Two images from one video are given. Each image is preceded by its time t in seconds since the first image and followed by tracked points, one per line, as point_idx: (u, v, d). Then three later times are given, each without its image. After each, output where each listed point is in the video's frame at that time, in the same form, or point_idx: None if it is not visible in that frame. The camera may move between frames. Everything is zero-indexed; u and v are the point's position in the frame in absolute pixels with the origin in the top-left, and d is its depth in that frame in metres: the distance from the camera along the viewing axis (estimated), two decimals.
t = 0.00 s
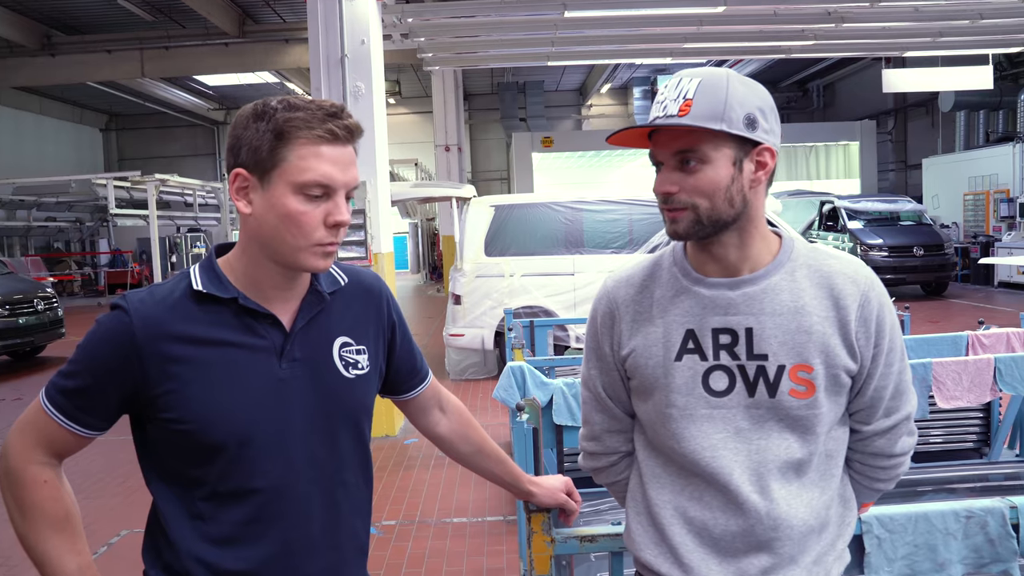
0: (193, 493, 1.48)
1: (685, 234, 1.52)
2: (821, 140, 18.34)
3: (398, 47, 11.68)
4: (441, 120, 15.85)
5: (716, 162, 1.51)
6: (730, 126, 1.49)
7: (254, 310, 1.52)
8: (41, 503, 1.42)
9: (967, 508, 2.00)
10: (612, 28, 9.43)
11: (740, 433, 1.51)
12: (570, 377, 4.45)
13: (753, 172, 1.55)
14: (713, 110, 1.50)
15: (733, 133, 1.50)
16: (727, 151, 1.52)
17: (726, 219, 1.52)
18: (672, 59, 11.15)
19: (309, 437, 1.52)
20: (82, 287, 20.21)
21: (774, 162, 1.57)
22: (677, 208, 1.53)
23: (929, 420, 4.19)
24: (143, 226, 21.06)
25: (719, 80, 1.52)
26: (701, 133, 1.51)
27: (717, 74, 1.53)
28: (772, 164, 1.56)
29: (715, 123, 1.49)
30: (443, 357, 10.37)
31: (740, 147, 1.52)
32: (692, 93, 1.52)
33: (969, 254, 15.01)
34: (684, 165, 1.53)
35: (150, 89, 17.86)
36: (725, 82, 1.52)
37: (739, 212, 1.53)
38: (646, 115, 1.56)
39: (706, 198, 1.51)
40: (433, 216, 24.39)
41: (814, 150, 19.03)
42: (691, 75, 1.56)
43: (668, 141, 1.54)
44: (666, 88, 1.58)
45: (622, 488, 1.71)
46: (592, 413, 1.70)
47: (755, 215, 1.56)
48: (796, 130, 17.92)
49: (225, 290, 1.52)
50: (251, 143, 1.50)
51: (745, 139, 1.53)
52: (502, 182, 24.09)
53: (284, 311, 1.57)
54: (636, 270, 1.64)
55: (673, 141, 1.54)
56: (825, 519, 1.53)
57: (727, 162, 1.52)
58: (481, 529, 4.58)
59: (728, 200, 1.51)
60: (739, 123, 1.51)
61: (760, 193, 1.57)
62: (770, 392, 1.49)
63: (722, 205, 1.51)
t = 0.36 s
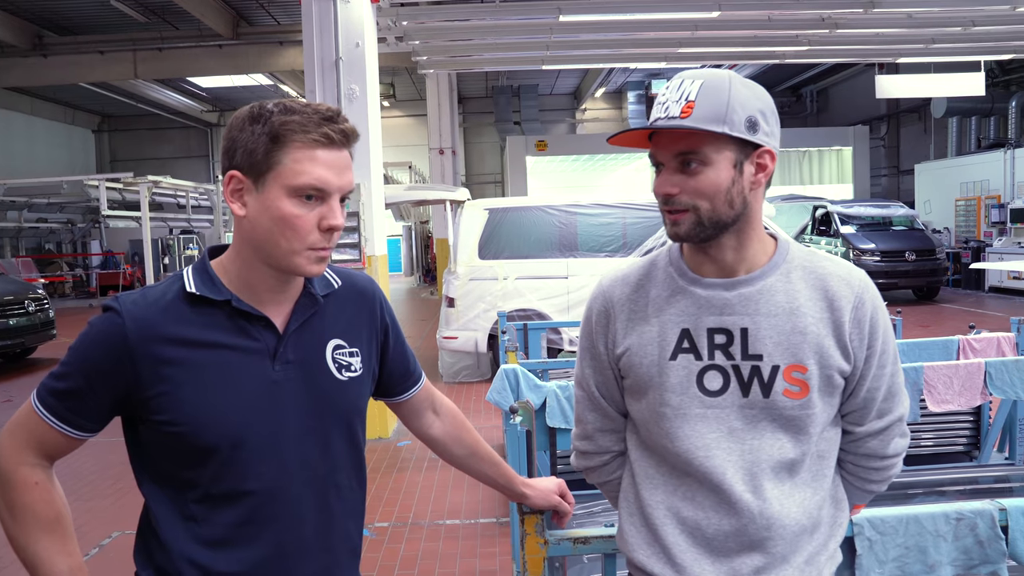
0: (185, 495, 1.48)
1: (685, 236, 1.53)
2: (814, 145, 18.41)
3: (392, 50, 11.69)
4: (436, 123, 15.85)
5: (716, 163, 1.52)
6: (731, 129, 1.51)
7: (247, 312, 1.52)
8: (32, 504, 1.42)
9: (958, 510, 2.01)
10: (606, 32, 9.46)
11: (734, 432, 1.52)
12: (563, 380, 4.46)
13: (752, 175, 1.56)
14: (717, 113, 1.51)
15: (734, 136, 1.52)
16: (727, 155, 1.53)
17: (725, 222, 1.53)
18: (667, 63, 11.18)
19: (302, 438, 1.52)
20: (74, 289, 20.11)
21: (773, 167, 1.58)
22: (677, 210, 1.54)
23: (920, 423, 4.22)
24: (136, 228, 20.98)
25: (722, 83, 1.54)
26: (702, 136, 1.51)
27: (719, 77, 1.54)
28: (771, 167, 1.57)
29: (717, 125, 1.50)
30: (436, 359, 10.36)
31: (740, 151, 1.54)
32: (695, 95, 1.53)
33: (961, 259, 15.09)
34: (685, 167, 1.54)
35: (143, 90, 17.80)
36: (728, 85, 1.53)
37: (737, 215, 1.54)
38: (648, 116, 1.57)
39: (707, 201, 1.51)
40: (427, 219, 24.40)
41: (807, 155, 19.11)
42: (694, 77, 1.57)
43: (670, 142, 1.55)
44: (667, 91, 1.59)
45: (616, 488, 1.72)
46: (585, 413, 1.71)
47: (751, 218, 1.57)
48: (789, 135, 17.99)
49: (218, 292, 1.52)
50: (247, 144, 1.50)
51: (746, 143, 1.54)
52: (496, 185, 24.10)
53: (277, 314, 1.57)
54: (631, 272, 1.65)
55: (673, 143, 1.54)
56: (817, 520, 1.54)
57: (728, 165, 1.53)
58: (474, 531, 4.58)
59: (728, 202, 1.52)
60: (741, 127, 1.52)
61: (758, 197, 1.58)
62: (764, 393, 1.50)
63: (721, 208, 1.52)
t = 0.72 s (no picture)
0: (180, 489, 1.47)
1: (677, 233, 1.52)
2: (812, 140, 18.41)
3: (389, 44, 11.65)
4: (433, 117, 15.81)
5: (708, 160, 1.51)
6: (724, 126, 1.50)
7: (242, 305, 1.51)
8: (28, 497, 1.41)
9: (955, 506, 2.01)
10: (603, 26, 9.43)
11: (731, 429, 1.51)
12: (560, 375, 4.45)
13: (746, 172, 1.55)
14: (712, 110, 1.50)
15: (727, 133, 1.51)
16: (720, 152, 1.52)
17: (719, 218, 1.52)
18: (664, 58, 11.17)
19: (298, 432, 1.51)
20: (70, 283, 20.05)
21: (767, 162, 1.57)
22: (669, 207, 1.53)
23: (917, 419, 4.23)
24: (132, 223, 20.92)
25: (716, 79, 1.53)
26: (694, 133, 1.51)
27: (712, 73, 1.54)
28: (765, 164, 1.56)
29: (709, 123, 1.49)
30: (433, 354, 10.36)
31: (734, 147, 1.52)
32: (688, 91, 1.51)
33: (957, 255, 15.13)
34: (678, 164, 1.53)
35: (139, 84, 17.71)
36: (721, 81, 1.52)
37: (731, 211, 1.53)
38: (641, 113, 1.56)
39: (699, 198, 1.51)
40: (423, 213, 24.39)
41: (804, 150, 19.12)
42: (687, 73, 1.56)
43: (663, 140, 1.54)
44: (661, 88, 1.58)
45: (612, 486, 1.72)
46: (582, 411, 1.70)
47: (748, 213, 1.56)
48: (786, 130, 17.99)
49: (214, 286, 1.51)
50: (241, 138, 1.49)
51: (738, 140, 1.53)
52: (493, 180, 24.09)
53: (272, 307, 1.56)
54: (627, 269, 1.65)
55: (666, 141, 1.54)
56: (814, 515, 1.53)
57: (721, 162, 1.52)
58: (470, 526, 4.58)
59: (721, 199, 1.51)
60: (733, 124, 1.51)
61: (753, 192, 1.57)
62: (760, 389, 1.50)
63: (715, 205, 1.52)
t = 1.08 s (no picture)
0: (177, 490, 1.47)
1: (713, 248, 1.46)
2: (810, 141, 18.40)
3: (388, 45, 11.67)
4: (431, 117, 15.81)
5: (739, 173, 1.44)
6: (756, 136, 1.42)
7: (240, 307, 1.51)
8: (23, 499, 1.40)
9: (953, 508, 2.01)
10: (602, 27, 9.44)
11: (732, 422, 1.49)
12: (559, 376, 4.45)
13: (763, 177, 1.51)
14: (747, 121, 1.42)
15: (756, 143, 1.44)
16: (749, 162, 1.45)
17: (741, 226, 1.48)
18: (662, 59, 11.17)
19: (294, 431, 1.51)
20: (68, 284, 20.02)
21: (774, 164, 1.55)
22: (700, 220, 1.45)
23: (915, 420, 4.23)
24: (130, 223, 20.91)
25: (744, 85, 1.43)
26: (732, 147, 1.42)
27: (742, 78, 1.43)
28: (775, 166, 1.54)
29: (745, 135, 1.42)
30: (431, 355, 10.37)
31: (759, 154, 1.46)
32: (726, 102, 1.41)
33: (956, 256, 15.13)
34: (713, 178, 1.43)
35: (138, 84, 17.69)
36: (750, 88, 1.43)
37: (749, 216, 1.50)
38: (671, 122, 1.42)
39: (734, 214, 1.45)
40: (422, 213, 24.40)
41: (803, 151, 19.11)
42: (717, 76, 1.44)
43: (700, 151, 1.42)
44: (682, 91, 1.45)
45: (612, 482, 1.69)
46: (583, 408, 1.69)
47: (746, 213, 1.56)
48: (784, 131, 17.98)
49: (211, 287, 1.51)
50: (239, 138, 1.49)
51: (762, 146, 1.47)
52: (491, 181, 24.09)
53: (270, 308, 1.55)
54: (624, 266, 1.61)
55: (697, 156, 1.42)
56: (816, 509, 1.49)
57: (752, 173, 1.46)
58: (468, 527, 4.58)
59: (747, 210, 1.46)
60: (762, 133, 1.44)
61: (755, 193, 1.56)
62: (763, 381, 1.48)
63: (742, 217, 1.46)
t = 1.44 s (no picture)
0: (177, 490, 1.47)
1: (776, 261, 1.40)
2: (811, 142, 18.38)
3: (388, 46, 11.68)
4: (432, 119, 15.81)
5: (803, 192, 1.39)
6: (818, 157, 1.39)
7: (241, 307, 1.51)
8: (24, 499, 1.40)
9: (954, 509, 2.00)
10: (603, 29, 9.44)
11: (754, 423, 1.42)
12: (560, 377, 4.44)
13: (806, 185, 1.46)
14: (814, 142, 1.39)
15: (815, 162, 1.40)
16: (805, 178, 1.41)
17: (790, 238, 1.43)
18: (663, 60, 11.18)
19: (293, 432, 1.51)
20: (70, 285, 20.03)
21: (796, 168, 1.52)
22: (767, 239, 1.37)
23: (916, 422, 4.24)
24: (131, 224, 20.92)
25: (808, 100, 1.39)
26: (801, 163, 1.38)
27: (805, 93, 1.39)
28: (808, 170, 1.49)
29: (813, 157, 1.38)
30: (432, 355, 10.37)
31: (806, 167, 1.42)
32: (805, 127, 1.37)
33: (957, 257, 15.09)
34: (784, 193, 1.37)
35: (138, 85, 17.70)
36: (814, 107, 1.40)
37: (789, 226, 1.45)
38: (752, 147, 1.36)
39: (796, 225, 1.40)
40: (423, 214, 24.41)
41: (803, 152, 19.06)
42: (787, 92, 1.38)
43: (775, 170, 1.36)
44: (757, 110, 1.37)
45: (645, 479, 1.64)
46: (617, 405, 1.63)
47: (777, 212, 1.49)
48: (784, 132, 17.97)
49: (211, 287, 1.51)
50: (239, 139, 1.49)
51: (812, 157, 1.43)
52: (492, 182, 24.10)
53: (270, 308, 1.56)
54: (658, 266, 1.56)
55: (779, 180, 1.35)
56: (843, 518, 1.40)
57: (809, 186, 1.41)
58: (468, 528, 4.57)
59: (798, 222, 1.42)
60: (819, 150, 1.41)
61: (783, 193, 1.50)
62: (788, 382, 1.40)
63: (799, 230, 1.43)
